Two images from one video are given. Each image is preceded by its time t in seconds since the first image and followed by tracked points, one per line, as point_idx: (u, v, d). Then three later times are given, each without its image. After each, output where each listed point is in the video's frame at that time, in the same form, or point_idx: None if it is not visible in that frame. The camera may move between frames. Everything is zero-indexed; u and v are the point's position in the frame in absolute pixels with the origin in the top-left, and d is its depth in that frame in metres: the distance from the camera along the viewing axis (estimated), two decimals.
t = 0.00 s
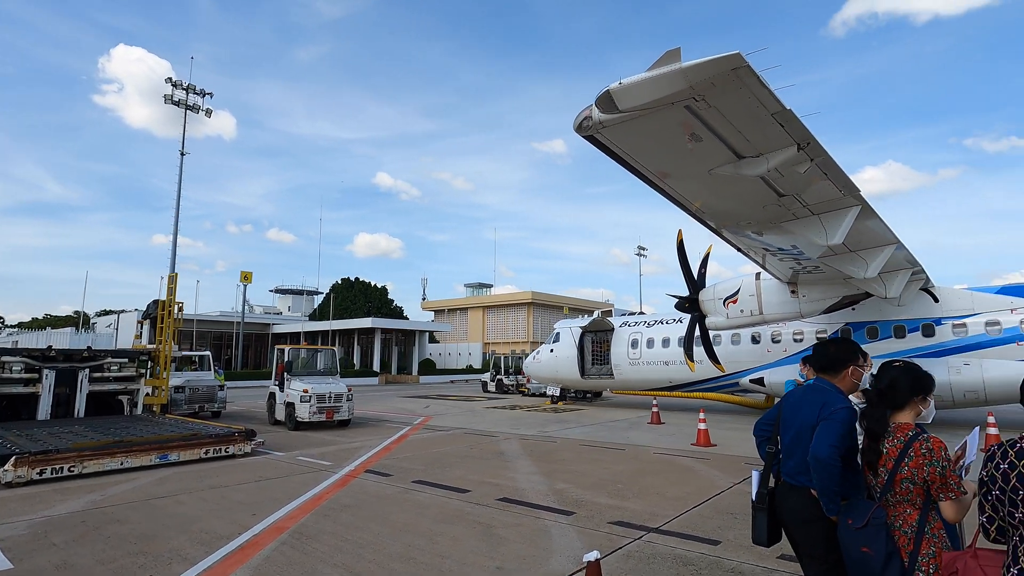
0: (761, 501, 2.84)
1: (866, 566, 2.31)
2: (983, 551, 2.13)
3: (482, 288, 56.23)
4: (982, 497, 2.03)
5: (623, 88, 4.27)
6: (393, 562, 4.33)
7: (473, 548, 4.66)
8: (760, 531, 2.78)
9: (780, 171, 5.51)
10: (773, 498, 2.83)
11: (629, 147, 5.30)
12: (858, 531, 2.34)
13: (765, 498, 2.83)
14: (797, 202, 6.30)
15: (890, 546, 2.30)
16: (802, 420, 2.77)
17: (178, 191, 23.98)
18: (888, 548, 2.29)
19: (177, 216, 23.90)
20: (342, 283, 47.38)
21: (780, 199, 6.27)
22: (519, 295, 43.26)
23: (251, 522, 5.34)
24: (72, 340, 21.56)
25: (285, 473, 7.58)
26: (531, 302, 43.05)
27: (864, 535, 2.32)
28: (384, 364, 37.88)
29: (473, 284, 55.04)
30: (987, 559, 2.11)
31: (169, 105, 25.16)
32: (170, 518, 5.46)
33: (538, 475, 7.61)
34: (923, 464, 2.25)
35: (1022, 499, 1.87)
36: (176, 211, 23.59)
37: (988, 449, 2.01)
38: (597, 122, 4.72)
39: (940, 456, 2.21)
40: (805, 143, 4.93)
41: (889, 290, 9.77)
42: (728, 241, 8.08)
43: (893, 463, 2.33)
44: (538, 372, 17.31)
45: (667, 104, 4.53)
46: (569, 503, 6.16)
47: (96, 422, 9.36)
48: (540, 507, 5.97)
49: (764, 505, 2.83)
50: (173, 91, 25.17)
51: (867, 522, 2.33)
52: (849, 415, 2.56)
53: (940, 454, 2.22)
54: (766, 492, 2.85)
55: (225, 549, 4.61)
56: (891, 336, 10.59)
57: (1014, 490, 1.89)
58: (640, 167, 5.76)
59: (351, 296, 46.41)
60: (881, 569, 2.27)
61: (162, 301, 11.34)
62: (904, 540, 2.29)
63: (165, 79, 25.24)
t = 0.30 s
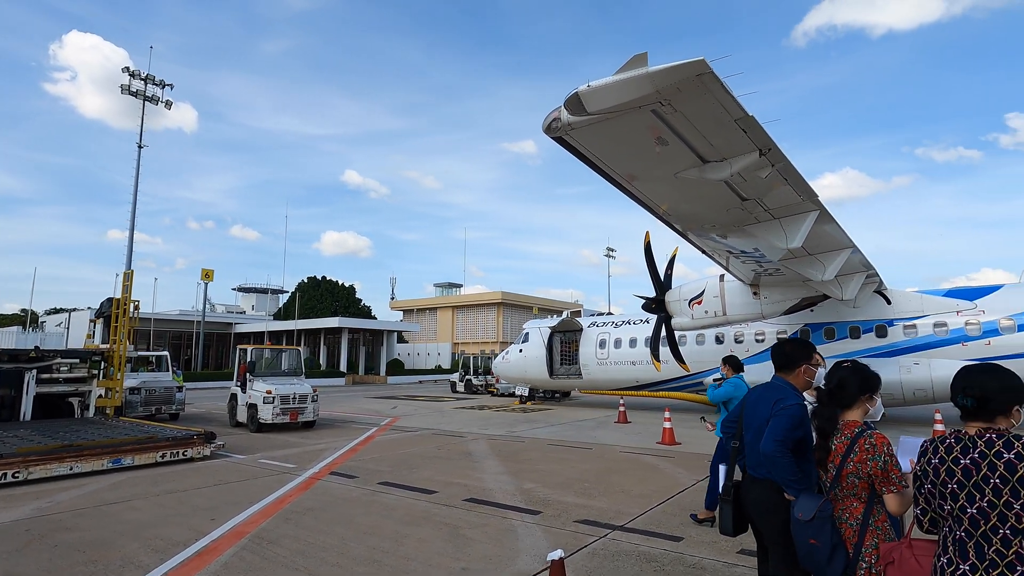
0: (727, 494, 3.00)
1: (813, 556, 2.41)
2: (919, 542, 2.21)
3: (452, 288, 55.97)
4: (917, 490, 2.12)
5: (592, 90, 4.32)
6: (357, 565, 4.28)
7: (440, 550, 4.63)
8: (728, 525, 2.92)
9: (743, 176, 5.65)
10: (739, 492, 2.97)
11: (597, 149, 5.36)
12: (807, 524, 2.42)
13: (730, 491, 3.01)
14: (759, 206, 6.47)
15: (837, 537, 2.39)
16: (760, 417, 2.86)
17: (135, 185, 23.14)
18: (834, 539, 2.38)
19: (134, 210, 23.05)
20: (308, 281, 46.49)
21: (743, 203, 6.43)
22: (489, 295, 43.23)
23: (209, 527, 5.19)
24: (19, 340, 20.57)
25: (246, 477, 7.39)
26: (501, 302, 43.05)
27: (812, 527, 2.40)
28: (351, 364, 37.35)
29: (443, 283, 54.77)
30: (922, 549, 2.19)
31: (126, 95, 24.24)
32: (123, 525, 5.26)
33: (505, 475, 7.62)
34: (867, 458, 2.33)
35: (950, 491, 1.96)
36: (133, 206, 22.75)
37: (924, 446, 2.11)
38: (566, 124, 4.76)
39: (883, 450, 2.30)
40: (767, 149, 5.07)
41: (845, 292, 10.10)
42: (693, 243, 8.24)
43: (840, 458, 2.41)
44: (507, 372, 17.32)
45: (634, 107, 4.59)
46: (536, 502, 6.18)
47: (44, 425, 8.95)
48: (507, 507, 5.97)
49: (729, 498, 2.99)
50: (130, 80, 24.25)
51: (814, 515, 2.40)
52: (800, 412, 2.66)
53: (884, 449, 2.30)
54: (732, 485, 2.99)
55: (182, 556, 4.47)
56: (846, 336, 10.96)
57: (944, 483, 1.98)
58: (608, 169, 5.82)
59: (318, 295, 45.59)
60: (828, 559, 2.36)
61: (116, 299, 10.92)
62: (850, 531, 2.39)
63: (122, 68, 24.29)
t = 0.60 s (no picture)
0: (693, 487, 3.11)
1: (767, 548, 2.45)
2: (865, 535, 2.30)
3: (421, 288, 55.58)
4: (862, 485, 2.23)
5: (561, 92, 4.34)
6: (321, 569, 4.20)
7: (406, 551, 4.59)
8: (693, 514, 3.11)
9: (708, 179, 5.77)
10: (703, 484, 3.09)
11: (566, 150, 5.39)
12: (761, 517, 2.45)
13: (694, 482, 3.18)
14: (723, 209, 6.61)
15: (789, 528, 2.45)
16: (720, 415, 2.92)
17: (90, 178, 22.26)
18: (786, 531, 2.43)
19: (89, 205, 22.17)
20: (273, 280, 45.51)
21: (708, 206, 6.57)
22: (459, 295, 43.09)
23: (166, 533, 5.03)
24: None
25: (206, 480, 7.19)
26: (472, 302, 42.95)
27: (766, 519, 2.44)
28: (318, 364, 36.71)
29: (413, 283, 54.34)
30: (867, 542, 2.28)
31: (80, 84, 23.31)
32: (73, 532, 5.05)
33: (473, 475, 7.60)
34: (819, 452, 2.42)
35: (890, 485, 2.06)
36: (88, 200, 21.89)
37: (866, 444, 2.23)
38: (535, 125, 4.77)
39: (834, 445, 2.40)
40: (730, 153, 5.19)
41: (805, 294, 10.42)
42: (660, 245, 8.37)
43: (794, 453, 2.49)
44: (476, 372, 17.29)
45: (603, 110, 4.63)
46: (503, 502, 6.18)
47: None
48: (474, 507, 5.96)
49: (695, 490, 3.10)
50: (85, 69, 23.33)
51: (769, 507, 2.44)
52: (758, 410, 2.73)
53: (835, 443, 2.40)
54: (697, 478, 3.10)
55: (136, 563, 4.32)
56: (806, 337, 11.32)
57: (884, 477, 2.09)
58: (577, 170, 5.86)
59: (283, 293, 44.68)
60: (780, 550, 2.42)
61: (68, 296, 10.48)
62: (801, 523, 2.46)
63: (77, 56, 23.33)
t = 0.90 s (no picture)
0: (661, 483, 3.18)
1: (716, 532, 2.55)
2: (815, 526, 2.38)
3: (392, 288, 55.01)
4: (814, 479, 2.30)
5: (532, 92, 4.36)
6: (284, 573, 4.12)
7: (372, 553, 4.54)
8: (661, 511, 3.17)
9: (676, 182, 5.87)
10: (672, 481, 3.15)
11: (536, 151, 5.41)
12: (714, 501, 2.56)
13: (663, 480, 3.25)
14: (690, 212, 6.73)
15: (738, 515, 2.53)
16: (691, 411, 3.02)
17: (42, 170, 21.32)
18: (735, 517, 2.52)
19: (40, 198, 21.22)
20: (238, 278, 44.41)
21: (675, 208, 6.68)
22: (430, 294, 42.80)
23: (121, 539, 4.86)
24: None
25: (165, 484, 6.97)
26: (443, 302, 42.70)
27: (718, 504, 2.55)
28: (284, 365, 35.97)
29: (383, 282, 53.74)
30: (816, 533, 2.36)
31: (32, 71, 22.30)
32: (20, 540, 4.84)
33: (442, 475, 7.56)
34: (777, 446, 2.47)
35: (839, 480, 2.14)
36: (40, 194, 20.95)
37: (818, 440, 2.30)
38: (506, 125, 4.78)
39: (792, 440, 2.44)
40: (697, 157, 5.29)
41: (769, 295, 10.70)
42: (629, 246, 8.48)
43: (754, 446, 2.54)
44: (446, 372, 17.19)
45: (573, 111, 4.66)
46: (472, 502, 6.16)
47: None
48: (443, 507, 5.94)
49: (663, 486, 3.17)
50: (37, 55, 22.33)
51: (723, 492, 2.56)
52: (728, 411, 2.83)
53: (793, 439, 2.44)
54: (667, 475, 3.17)
55: (89, 570, 4.16)
56: (769, 337, 11.63)
57: (834, 472, 2.16)
58: (548, 171, 5.89)
59: (248, 292, 43.64)
60: (728, 535, 2.51)
61: (18, 293, 10.02)
62: (750, 512, 2.54)
63: (28, 41, 22.31)
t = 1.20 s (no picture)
0: (642, 486, 3.15)
1: (676, 524, 2.69)
2: (774, 522, 2.47)
3: (362, 287, 54.32)
4: (773, 473, 2.36)
5: (503, 92, 4.35)
6: None
7: (338, 556, 4.48)
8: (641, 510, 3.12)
9: (644, 184, 5.95)
10: (653, 481, 3.15)
11: (507, 150, 5.41)
12: (677, 495, 2.71)
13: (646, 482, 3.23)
14: (659, 214, 6.83)
15: (698, 509, 2.65)
16: (677, 411, 3.05)
17: None
18: (694, 510, 2.64)
19: None
20: (202, 275, 43.22)
21: (644, 210, 6.76)
22: (401, 293, 42.41)
23: (72, 546, 4.68)
24: None
25: (121, 488, 6.74)
26: (414, 301, 42.36)
27: (680, 497, 2.69)
28: (250, 365, 35.15)
29: (354, 281, 53.05)
30: (775, 529, 2.43)
31: None
32: None
33: (411, 476, 7.51)
34: (739, 445, 2.51)
35: (797, 474, 2.19)
36: None
37: (779, 436, 2.35)
38: (476, 124, 4.76)
39: (753, 440, 2.49)
40: (665, 160, 5.37)
41: (734, 296, 10.95)
42: (599, 247, 8.56)
43: (717, 444, 2.61)
44: (417, 372, 17.06)
45: (543, 112, 4.68)
46: (441, 503, 6.13)
47: None
48: (411, 508, 5.89)
49: (645, 489, 3.15)
50: None
51: (684, 487, 2.71)
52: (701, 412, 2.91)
53: (755, 439, 2.49)
54: (647, 476, 3.16)
55: None
56: (735, 337, 11.92)
57: (793, 466, 2.21)
58: (519, 171, 5.89)
59: (213, 290, 42.51)
60: (686, 527, 2.64)
61: None
62: (711, 507, 2.61)
63: None
